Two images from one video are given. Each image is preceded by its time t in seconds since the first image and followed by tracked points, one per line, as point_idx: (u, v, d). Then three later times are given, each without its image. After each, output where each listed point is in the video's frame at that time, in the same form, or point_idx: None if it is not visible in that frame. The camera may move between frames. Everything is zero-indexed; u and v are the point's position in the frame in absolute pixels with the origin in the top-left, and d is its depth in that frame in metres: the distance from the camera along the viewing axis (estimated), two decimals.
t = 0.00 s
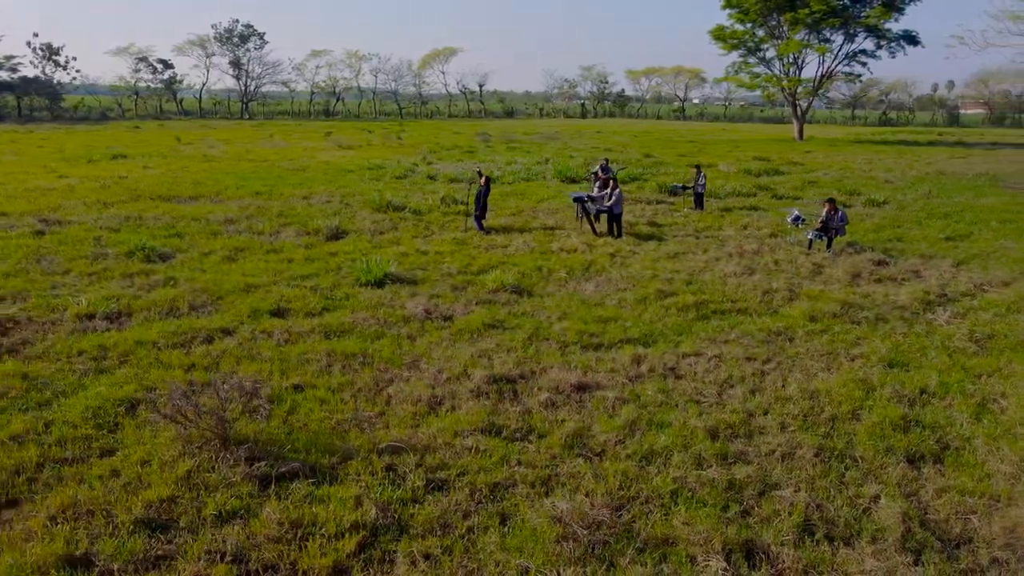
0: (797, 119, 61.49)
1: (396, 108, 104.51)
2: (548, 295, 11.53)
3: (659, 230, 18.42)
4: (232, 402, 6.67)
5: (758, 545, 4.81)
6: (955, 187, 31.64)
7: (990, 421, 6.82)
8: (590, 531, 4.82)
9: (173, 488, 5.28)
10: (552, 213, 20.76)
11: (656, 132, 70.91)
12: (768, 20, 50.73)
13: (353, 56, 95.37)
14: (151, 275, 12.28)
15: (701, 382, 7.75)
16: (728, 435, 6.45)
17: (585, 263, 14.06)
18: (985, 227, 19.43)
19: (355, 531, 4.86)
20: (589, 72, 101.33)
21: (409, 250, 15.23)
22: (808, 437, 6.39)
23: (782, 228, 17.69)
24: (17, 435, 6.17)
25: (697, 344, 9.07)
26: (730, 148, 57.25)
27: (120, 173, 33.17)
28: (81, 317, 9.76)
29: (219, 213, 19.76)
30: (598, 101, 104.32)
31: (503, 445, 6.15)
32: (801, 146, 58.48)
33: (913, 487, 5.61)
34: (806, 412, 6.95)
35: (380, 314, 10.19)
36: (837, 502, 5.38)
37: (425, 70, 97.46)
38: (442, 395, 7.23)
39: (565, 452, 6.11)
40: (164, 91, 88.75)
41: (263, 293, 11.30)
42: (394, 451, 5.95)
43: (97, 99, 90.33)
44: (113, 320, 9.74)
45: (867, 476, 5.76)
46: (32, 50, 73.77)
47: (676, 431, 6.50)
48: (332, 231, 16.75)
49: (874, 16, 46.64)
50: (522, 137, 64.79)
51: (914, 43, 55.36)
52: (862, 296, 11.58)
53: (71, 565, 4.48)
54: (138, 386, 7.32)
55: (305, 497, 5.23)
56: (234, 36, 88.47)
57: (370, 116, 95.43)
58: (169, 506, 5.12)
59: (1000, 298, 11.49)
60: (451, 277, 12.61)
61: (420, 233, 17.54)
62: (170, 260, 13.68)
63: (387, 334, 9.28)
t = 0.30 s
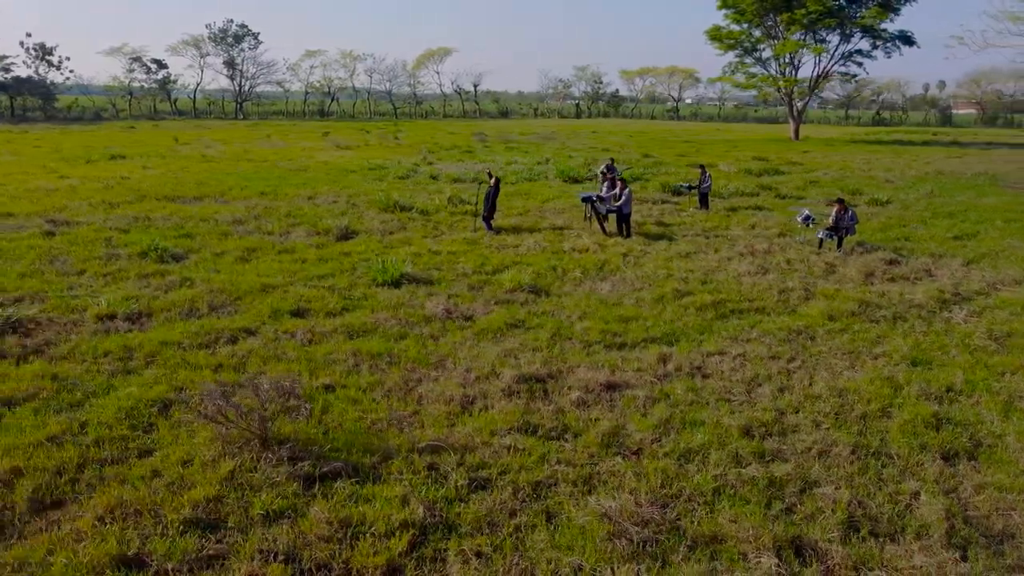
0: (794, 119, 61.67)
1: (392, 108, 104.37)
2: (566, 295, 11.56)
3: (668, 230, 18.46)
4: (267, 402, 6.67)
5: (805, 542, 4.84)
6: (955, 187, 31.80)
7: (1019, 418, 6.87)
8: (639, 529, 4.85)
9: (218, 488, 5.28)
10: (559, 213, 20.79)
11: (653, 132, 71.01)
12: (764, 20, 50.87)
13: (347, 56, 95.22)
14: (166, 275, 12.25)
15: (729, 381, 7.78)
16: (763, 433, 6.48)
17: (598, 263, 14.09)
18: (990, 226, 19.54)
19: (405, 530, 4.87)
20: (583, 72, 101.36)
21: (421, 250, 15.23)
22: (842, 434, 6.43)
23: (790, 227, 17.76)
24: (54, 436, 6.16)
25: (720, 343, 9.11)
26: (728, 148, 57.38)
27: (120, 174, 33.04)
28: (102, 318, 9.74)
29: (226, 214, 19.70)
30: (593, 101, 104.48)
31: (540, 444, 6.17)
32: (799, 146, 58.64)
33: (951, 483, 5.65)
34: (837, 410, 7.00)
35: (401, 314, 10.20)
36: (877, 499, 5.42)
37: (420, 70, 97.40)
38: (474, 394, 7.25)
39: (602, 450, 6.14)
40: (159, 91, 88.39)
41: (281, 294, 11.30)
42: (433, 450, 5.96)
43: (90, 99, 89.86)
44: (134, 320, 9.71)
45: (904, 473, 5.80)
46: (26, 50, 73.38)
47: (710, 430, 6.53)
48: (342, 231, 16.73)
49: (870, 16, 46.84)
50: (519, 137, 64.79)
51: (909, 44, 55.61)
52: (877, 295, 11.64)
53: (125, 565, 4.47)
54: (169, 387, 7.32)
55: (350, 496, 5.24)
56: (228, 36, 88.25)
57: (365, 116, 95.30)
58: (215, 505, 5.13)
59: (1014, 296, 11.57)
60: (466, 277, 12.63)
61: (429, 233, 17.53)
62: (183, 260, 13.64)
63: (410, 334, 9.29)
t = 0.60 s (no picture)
0: (791, 119, 61.87)
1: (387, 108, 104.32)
2: (585, 295, 11.60)
3: (677, 230, 18.52)
4: (305, 402, 6.69)
5: (854, 538, 4.87)
6: (955, 186, 31.97)
7: None
8: (690, 525, 4.87)
9: (265, 487, 5.29)
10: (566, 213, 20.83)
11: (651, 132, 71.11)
12: (762, 21, 51.03)
13: (343, 56, 95.12)
14: (183, 276, 12.23)
15: (758, 380, 7.83)
16: (798, 431, 6.52)
17: (612, 262, 14.14)
18: (996, 225, 19.66)
19: (456, 528, 4.89)
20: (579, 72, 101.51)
21: (434, 250, 15.25)
22: (877, 432, 6.47)
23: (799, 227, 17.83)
24: (93, 436, 6.15)
25: (744, 342, 9.15)
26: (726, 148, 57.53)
27: (122, 174, 32.97)
28: (125, 318, 9.72)
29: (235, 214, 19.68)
30: (588, 101, 104.63)
31: (580, 443, 6.20)
32: (797, 146, 58.84)
33: (990, 480, 5.69)
34: (869, 408, 7.04)
35: (423, 314, 10.22)
36: (920, 495, 5.46)
37: (416, 70, 97.37)
38: (507, 393, 7.27)
39: (642, 449, 6.16)
40: (154, 91, 88.16)
41: (300, 294, 11.30)
42: (475, 449, 5.99)
43: (85, 99, 89.51)
44: (156, 320, 9.70)
45: (943, 470, 5.84)
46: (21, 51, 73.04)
47: (746, 428, 6.57)
48: (354, 231, 16.74)
49: (868, 17, 47.04)
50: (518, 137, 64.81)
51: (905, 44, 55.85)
52: (894, 294, 11.71)
53: (181, 564, 4.48)
54: (201, 386, 7.32)
55: (398, 494, 5.25)
56: (224, 36, 88.09)
57: (361, 116, 95.25)
58: (264, 504, 5.13)
59: None
60: (483, 277, 12.65)
61: (440, 233, 17.54)
62: (197, 261, 13.63)
63: (435, 334, 9.32)
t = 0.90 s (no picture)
0: (789, 119, 62.05)
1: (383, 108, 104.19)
2: (604, 294, 11.64)
3: (687, 229, 18.58)
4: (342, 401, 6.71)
5: (902, 533, 4.92)
6: (956, 185, 32.15)
7: None
8: (740, 521, 4.92)
9: (313, 486, 5.31)
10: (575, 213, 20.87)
11: (649, 132, 71.20)
12: (759, 21, 51.14)
13: (338, 56, 95.01)
14: (200, 276, 12.22)
15: (787, 378, 7.88)
16: (833, 429, 6.58)
17: (627, 262, 14.19)
18: (1002, 224, 19.79)
19: (509, 526, 4.92)
20: (574, 72, 101.65)
21: (448, 249, 15.27)
22: (913, 429, 6.52)
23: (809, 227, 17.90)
24: (134, 436, 6.15)
25: (768, 341, 9.22)
26: (725, 148, 57.67)
27: (123, 174, 32.88)
28: (148, 318, 9.70)
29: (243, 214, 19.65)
30: (584, 101, 104.73)
31: (620, 441, 6.23)
32: (795, 146, 59.03)
33: None
34: (901, 405, 7.10)
35: (446, 314, 10.24)
36: (962, 491, 5.51)
37: (412, 70, 97.26)
38: (540, 392, 7.30)
39: (681, 447, 6.20)
40: (149, 91, 87.85)
41: (320, 294, 11.31)
42: (517, 448, 6.01)
43: (79, 99, 89.08)
44: (180, 320, 9.68)
45: (982, 466, 5.90)
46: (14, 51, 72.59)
47: (782, 425, 6.62)
48: (366, 232, 16.75)
49: (866, 17, 47.19)
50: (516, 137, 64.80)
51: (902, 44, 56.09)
52: (910, 293, 11.80)
53: (239, 564, 4.50)
54: (234, 386, 7.32)
55: (447, 493, 5.28)
56: (219, 36, 87.82)
57: (357, 116, 95.04)
58: (314, 503, 5.16)
59: None
60: (500, 277, 12.69)
61: (451, 233, 17.56)
62: (213, 261, 13.61)
63: (461, 334, 9.35)
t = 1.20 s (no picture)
0: (787, 119, 62.22)
1: (380, 108, 104.11)
2: (623, 293, 11.69)
3: (696, 229, 18.65)
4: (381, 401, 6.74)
5: (951, 529, 4.96)
6: (956, 185, 32.30)
7: None
8: (790, 518, 4.95)
9: (361, 484, 5.33)
10: (583, 213, 20.93)
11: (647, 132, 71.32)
12: (757, 22, 51.26)
13: (334, 56, 94.89)
14: (219, 276, 12.22)
15: (816, 376, 7.94)
16: (869, 426, 6.62)
17: (642, 262, 14.23)
18: (1009, 224, 19.91)
19: (561, 523, 4.95)
20: (570, 72, 101.74)
21: (461, 249, 15.30)
22: (948, 427, 6.58)
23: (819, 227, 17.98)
24: (175, 436, 6.15)
25: (793, 340, 9.28)
26: (724, 148, 57.81)
27: (125, 174, 32.80)
28: (173, 319, 9.69)
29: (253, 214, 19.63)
30: (580, 101, 104.82)
31: (660, 439, 6.26)
32: (793, 146, 59.20)
33: None
34: (933, 403, 7.15)
35: (469, 314, 10.27)
36: (1004, 487, 5.56)
37: (408, 70, 97.18)
38: (575, 391, 7.33)
39: (721, 445, 6.24)
40: (145, 91, 87.53)
41: (341, 294, 11.32)
42: (559, 447, 6.04)
43: (74, 99, 88.73)
44: (204, 320, 9.68)
45: (1020, 463, 5.95)
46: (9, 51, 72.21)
47: (817, 423, 6.67)
48: (378, 232, 16.76)
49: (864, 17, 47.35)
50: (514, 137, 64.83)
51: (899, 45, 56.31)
52: (927, 291, 11.87)
53: (297, 563, 4.50)
54: (268, 387, 7.33)
55: (496, 491, 5.30)
56: (214, 36, 87.57)
57: (354, 117, 94.91)
58: (364, 502, 5.17)
59: None
60: (518, 277, 12.72)
61: (462, 233, 17.59)
62: (229, 262, 13.59)
63: (487, 334, 9.38)
